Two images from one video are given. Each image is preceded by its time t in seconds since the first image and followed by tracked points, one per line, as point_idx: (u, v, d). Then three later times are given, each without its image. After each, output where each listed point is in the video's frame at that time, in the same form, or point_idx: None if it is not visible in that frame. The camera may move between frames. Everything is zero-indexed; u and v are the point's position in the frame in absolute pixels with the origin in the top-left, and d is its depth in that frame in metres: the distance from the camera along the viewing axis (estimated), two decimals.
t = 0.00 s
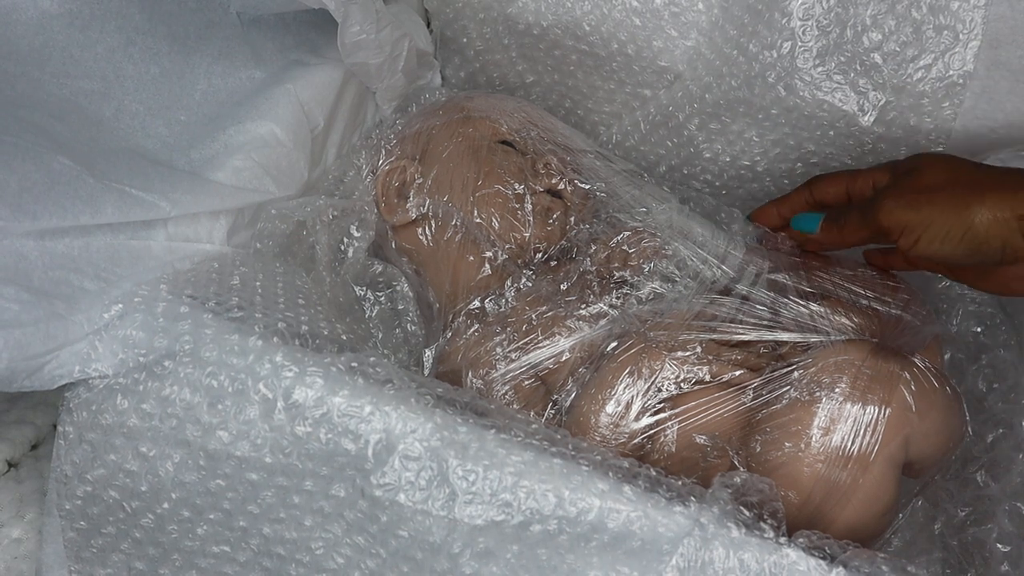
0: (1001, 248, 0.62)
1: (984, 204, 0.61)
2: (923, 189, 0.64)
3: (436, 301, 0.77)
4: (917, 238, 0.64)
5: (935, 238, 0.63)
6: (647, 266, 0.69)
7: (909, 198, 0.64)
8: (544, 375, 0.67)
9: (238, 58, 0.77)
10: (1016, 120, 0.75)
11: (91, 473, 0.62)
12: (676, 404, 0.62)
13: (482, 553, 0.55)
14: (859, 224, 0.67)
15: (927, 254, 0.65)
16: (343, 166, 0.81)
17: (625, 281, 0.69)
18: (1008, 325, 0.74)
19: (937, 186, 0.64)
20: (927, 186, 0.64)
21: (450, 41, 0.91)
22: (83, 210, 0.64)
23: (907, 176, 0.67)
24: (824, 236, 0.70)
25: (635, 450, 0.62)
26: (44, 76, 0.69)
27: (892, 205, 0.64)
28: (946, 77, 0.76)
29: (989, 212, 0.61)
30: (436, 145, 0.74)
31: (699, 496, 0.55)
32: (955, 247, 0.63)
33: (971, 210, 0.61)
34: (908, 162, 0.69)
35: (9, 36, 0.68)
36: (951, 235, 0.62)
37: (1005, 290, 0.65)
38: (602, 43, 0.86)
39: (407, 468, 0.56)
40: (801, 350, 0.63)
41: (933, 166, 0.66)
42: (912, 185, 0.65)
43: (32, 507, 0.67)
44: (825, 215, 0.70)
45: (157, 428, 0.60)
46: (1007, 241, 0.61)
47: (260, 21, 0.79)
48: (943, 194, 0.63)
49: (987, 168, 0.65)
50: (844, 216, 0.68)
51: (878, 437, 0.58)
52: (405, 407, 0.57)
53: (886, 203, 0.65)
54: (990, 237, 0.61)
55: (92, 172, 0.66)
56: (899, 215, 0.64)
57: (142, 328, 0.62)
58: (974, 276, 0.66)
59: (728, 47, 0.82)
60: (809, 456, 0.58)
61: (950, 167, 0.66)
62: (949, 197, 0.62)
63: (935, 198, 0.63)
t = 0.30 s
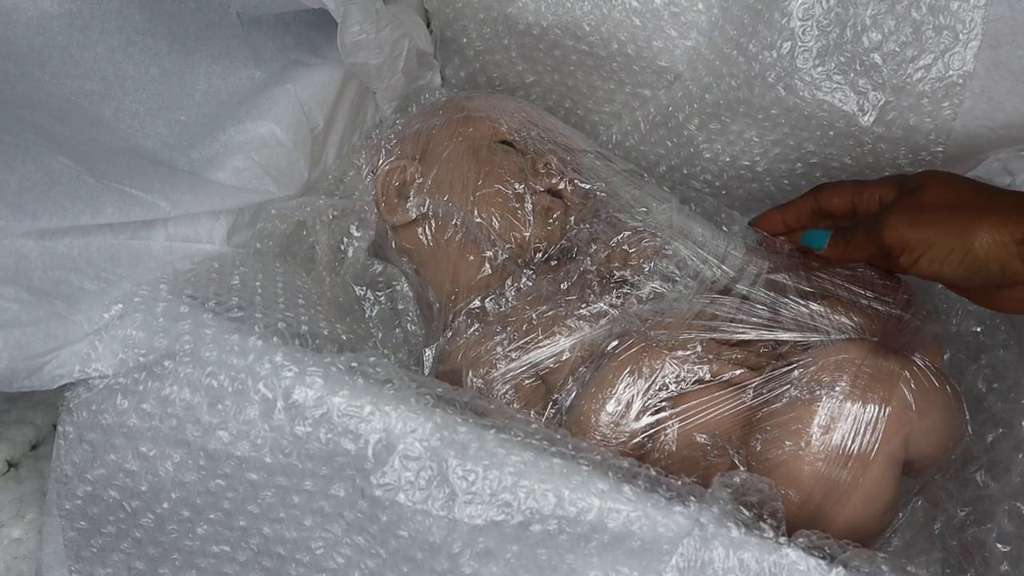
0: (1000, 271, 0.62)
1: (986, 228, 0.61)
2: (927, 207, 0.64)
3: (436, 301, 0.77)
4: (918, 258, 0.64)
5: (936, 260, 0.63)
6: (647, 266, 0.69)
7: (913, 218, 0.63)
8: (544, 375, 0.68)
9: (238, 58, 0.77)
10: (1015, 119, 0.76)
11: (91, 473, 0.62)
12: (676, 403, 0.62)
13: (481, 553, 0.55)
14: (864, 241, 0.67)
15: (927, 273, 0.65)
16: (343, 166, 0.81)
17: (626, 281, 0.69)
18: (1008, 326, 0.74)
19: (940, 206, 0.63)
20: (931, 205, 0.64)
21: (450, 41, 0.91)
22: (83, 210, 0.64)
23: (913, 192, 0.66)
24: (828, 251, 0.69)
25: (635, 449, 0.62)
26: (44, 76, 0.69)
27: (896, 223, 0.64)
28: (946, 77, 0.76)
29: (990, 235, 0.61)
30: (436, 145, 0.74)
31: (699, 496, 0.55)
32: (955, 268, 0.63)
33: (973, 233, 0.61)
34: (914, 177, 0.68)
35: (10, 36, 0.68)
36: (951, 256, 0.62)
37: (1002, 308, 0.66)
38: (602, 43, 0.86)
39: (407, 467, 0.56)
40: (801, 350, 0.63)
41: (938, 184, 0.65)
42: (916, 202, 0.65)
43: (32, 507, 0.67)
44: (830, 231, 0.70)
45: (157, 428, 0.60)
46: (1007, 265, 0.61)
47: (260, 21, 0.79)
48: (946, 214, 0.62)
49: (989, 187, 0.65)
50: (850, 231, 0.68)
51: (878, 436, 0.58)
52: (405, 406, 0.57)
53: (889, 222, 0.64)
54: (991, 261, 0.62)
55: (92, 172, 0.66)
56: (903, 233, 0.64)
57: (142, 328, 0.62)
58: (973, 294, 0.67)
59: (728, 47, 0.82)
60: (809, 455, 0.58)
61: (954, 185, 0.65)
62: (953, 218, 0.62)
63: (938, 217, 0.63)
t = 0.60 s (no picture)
0: (989, 260, 0.63)
1: (977, 217, 0.62)
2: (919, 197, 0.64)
3: (436, 301, 0.77)
4: (909, 246, 0.64)
5: (926, 248, 0.64)
6: (647, 266, 0.69)
7: (904, 207, 0.64)
8: (544, 375, 0.67)
9: (238, 58, 0.77)
10: (1015, 120, 0.75)
11: (90, 473, 0.62)
12: (676, 403, 0.62)
13: (481, 553, 0.55)
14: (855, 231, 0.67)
15: (918, 261, 0.66)
16: (343, 166, 0.81)
17: (625, 281, 0.69)
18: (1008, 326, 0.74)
19: (933, 196, 0.64)
20: (923, 194, 0.64)
21: (450, 41, 0.91)
22: (83, 210, 0.64)
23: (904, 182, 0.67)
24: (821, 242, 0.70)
25: (635, 450, 0.62)
26: (44, 76, 0.69)
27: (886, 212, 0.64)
28: (946, 77, 0.76)
29: (980, 225, 0.62)
30: (436, 145, 0.74)
31: (698, 496, 0.55)
32: (945, 256, 0.64)
33: (963, 222, 0.62)
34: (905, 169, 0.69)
35: (10, 37, 0.68)
36: (941, 245, 0.63)
37: (989, 300, 0.67)
38: (602, 43, 0.85)
39: (407, 468, 0.56)
40: (801, 349, 0.63)
41: (930, 174, 0.66)
42: (908, 192, 0.65)
43: (32, 507, 0.67)
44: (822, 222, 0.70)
45: (156, 428, 0.60)
46: (997, 254, 0.62)
47: (260, 21, 0.79)
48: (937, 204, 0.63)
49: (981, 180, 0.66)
50: (842, 222, 0.68)
51: (878, 436, 0.58)
52: (405, 406, 0.57)
53: (881, 210, 0.64)
54: (980, 250, 0.62)
55: (91, 171, 0.66)
56: (894, 223, 0.64)
57: (142, 328, 0.62)
58: (961, 286, 0.67)
59: (728, 47, 0.82)
60: (808, 455, 0.58)
61: (945, 176, 0.66)
62: (944, 208, 0.63)
63: (929, 207, 0.63)
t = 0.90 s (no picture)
0: (954, 231, 0.65)
1: (940, 189, 0.65)
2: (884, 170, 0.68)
3: (436, 301, 0.77)
4: (875, 218, 0.69)
5: (893, 218, 0.68)
6: (647, 266, 0.69)
7: (873, 179, 0.68)
8: (544, 375, 0.67)
9: (238, 58, 0.77)
10: (1015, 120, 0.75)
11: (90, 474, 0.62)
12: (676, 404, 0.63)
13: (481, 553, 0.55)
14: (818, 206, 0.72)
15: (886, 234, 0.69)
16: (343, 166, 0.81)
17: (625, 281, 0.69)
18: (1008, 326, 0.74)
19: (897, 169, 0.68)
20: (891, 166, 0.68)
21: (451, 41, 0.91)
22: (83, 211, 0.64)
23: (869, 158, 0.70)
24: (785, 216, 0.75)
25: (635, 450, 0.62)
26: (44, 77, 0.68)
27: (853, 185, 0.69)
28: (946, 77, 0.76)
29: (943, 195, 0.65)
30: (436, 145, 0.74)
31: (699, 496, 0.55)
32: (911, 227, 0.67)
33: (927, 193, 0.65)
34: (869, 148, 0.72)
35: (9, 37, 0.67)
36: (907, 216, 0.67)
37: (954, 275, 0.69)
38: (602, 43, 0.85)
39: (407, 468, 0.56)
40: (801, 350, 0.63)
41: (899, 150, 0.70)
42: (873, 166, 0.69)
43: (32, 507, 0.67)
44: (787, 198, 0.76)
45: (157, 429, 0.60)
46: (960, 224, 0.65)
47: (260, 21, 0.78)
48: (902, 176, 0.67)
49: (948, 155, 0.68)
50: (807, 199, 0.74)
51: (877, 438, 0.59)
52: (405, 407, 0.57)
53: (850, 182, 0.69)
54: (944, 220, 0.65)
55: (91, 171, 0.66)
56: (860, 195, 0.69)
57: (142, 328, 0.62)
58: (929, 261, 0.70)
59: (728, 48, 0.82)
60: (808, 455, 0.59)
61: (912, 151, 0.69)
62: (908, 180, 0.66)
63: (894, 180, 0.67)
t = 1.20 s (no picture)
0: (878, 205, 0.65)
1: (868, 163, 0.64)
2: (816, 145, 0.67)
3: (436, 301, 0.77)
4: (805, 190, 0.68)
5: (822, 190, 0.67)
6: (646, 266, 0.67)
7: (807, 151, 0.67)
8: (544, 376, 0.68)
9: (238, 57, 0.75)
10: (1016, 120, 0.76)
11: (90, 474, 0.62)
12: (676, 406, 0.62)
13: (482, 553, 0.56)
14: (750, 179, 0.70)
15: (813, 207, 0.69)
16: (343, 165, 0.81)
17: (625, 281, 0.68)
18: (1008, 326, 0.74)
19: (827, 145, 0.67)
20: (822, 141, 0.67)
21: (450, 41, 0.91)
22: (83, 211, 0.64)
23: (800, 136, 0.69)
24: (713, 187, 0.72)
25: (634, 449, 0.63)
26: (44, 77, 0.67)
27: (787, 157, 0.68)
28: (946, 77, 0.76)
29: (871, 169, 0.64)
30: (436, 145, 0.75)
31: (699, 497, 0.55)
32: (839, 199, 0.67)
33: (856, 166, 0.65)
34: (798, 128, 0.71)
35: (9, 36, 0.66)
36: (836, 189, 0.66)
37: (865, 254, 0.70)
38: (601, 43, 0.85)
39: (407, 468, 0.56)
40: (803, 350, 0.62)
41: (825, 129, 0.69)
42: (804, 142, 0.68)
43: (32, 507, 0.68)
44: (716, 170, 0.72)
45: (157, 429, 0.60)
46: (886, 199, 0.64)
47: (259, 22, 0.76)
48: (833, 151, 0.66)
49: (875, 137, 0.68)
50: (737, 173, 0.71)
51: (878, 437, 0.59)
52: (405, 407, 0.57)
53: (784, 154, 0.68)
54: (872, 193, 0.65)
55: (90, 170, 0.66)
56: (793, 167, 0.68)
57: (142, 328, 0.62)
58: (844, 239, 0.70)
59: (728, 48, 0.82)
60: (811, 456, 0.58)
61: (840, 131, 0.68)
62: (839, 153, 0.66)
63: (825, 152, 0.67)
